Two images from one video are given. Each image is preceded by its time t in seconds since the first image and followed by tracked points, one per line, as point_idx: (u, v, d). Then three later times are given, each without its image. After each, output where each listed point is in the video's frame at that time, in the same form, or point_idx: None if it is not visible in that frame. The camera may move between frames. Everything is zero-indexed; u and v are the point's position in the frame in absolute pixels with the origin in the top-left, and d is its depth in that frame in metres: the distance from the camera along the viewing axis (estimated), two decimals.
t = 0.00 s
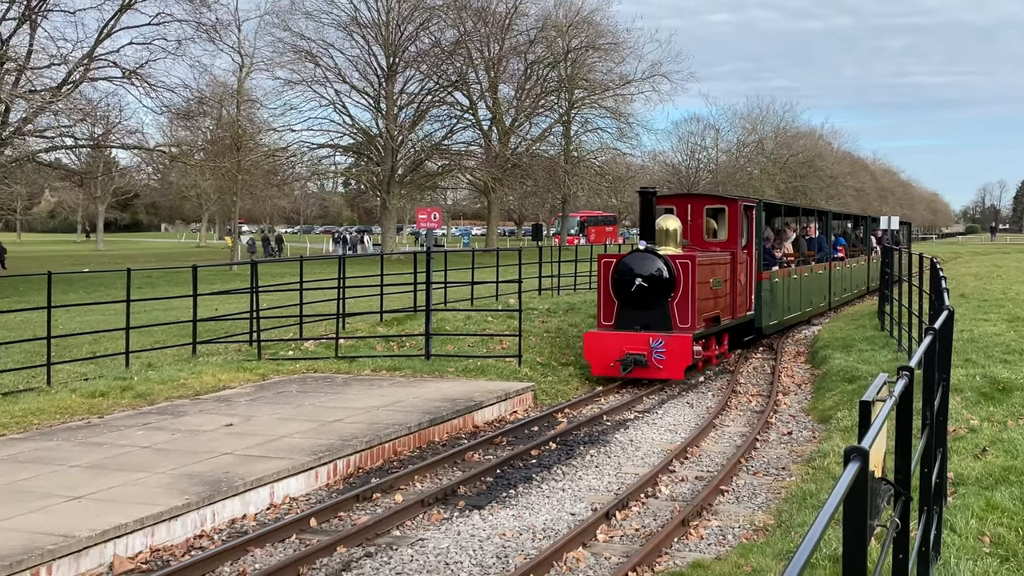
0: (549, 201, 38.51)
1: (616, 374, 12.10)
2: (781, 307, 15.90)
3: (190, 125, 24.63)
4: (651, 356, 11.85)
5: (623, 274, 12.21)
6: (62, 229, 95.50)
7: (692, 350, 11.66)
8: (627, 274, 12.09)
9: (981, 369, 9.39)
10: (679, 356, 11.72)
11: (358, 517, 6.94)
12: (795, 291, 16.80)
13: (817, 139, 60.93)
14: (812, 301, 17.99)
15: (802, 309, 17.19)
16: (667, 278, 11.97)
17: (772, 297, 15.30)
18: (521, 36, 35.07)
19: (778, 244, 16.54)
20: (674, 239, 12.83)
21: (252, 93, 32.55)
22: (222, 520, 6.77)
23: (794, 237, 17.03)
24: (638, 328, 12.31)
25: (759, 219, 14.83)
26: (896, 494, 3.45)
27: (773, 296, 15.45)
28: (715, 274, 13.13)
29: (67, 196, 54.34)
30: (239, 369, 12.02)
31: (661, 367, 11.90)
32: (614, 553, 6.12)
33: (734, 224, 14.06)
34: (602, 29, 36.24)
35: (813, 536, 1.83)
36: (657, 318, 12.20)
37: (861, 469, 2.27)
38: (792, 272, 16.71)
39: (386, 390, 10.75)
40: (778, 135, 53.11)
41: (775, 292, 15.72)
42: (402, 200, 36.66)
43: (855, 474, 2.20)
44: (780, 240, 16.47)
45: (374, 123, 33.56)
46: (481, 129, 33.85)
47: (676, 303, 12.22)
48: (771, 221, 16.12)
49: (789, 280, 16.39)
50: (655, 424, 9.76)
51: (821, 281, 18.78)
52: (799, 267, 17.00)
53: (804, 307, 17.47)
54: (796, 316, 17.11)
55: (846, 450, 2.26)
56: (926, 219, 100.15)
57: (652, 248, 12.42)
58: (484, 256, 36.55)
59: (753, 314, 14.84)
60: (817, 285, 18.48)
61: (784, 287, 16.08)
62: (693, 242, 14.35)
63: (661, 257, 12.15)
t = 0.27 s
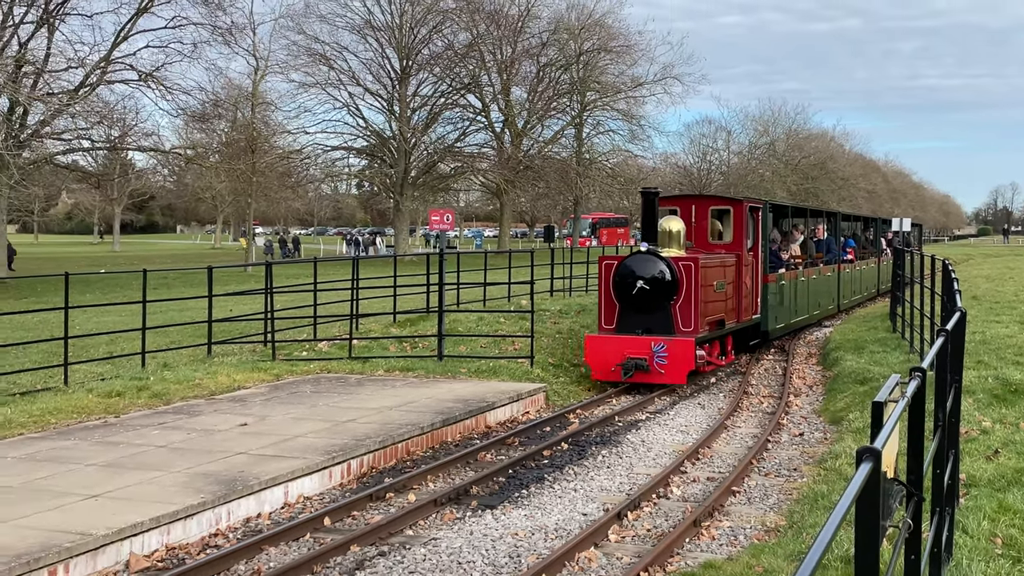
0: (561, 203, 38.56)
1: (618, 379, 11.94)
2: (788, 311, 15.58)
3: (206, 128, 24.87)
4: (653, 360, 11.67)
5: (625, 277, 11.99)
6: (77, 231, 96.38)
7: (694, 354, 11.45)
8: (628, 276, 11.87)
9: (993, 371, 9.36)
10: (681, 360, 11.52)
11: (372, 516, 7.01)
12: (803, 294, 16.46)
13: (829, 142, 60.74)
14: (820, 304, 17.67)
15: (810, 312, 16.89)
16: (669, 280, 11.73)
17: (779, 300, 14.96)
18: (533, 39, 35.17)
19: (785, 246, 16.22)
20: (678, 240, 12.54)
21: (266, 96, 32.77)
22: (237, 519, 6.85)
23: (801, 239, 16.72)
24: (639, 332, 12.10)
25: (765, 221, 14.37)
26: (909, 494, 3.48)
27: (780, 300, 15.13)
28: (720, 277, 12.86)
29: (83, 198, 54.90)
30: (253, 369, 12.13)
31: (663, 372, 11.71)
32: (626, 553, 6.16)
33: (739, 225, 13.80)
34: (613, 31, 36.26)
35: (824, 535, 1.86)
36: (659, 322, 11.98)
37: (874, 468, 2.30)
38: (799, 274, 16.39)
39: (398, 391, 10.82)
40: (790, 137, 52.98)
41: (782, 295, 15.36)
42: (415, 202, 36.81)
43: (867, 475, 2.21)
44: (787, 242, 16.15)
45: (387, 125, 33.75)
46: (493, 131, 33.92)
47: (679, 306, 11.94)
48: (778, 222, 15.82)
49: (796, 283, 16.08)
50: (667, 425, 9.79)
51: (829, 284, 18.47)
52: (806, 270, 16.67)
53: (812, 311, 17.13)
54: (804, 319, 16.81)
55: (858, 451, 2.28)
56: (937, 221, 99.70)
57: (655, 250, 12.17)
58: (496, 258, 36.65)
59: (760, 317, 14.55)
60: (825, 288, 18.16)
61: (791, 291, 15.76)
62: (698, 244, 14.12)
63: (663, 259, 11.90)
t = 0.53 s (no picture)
0: (573, 205, 38.59)
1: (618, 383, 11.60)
2: (795, 313, 15.15)
3: (221, 130, 25.10)
4: (654, 364, 11.33)
5: (627, 278, 11.72)
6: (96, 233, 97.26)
7: (697, 358, 11.12)
8: (630, 278, 11.60)
9: (1007, 372, 9.34)
10: (684, 364, 11.20)
11: (386, 515, 7.08)
12: (811, 296, 16.06)
13: (842, 143, 60.47)
14: (830, 306, 17.34)
15: (819, 315, 16.47)
16: (672, 282, 11.44)
17: (785, 302, 14.57)
18: (547, 41, 35.26)
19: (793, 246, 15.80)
20: (682, 241, 12.24)
21: (282, 98, 32.97)
22: (253, 517, 6.94)
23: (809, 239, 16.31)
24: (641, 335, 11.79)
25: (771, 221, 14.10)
26: (923, 493, 3.51)
27: (787, 302, 14.72)
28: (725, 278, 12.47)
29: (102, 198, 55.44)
30: (269, 369, 12.25)
31: (665, 376, 11.36)
32: (639, 552, 6.20)
33: (745, 226, 13.36)
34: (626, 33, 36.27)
35: (841, 533, 1.87)
36: (661, 325, 11.66)
37: (890, 467, 2.32)
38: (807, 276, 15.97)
39: (412, 390, 10.90)
40: (802, 138, 52.82)
41: (789, 297, 14.96)
42: (428, 203, 36.94)
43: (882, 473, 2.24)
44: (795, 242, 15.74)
45: (401, 127, 33.92)
46: (506, 133, 33.96)
47: (682, 310, 11.60)
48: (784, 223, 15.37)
49: (804, 285, 15.69)
50: (679, 425, 9.82)
51: (839, 286, 18.10)
52: (814, 271, 16.26)
53: (820, 313, 16.73)
54: (813, 322, 16.40)
55: (873, 449, 2.31)
56: (950, 223, 99.20)
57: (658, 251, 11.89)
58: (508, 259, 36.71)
59: (766, 320, 14.12)
60: (835, 290, 17.80)
61: (799, 292, 15.34)
62: (702, 245, 13.64)
63: (666, 261, 11.61)
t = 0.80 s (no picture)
0: (586, 206, 38.64)
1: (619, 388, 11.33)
2: (802, 317, 14.83)
3: (238, 131, 25.36)
4: (656, 369, 11.05)
5: (628, 281, 11.33)
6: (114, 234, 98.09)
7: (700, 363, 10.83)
8: (631, 280, 11.20)
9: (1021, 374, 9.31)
10: (686, 369, 10.92)
11: (401, 513, 7.15)
12: (819, 298, 15.72)
13: (854, 145, 60.26)
14: (840, 308, 17.06)
15: (828, 317, 16.14)
16: (675, 285, 11.07)
17: (792, 305, 14.25)
18: (559, 43, 35.22)
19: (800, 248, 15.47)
20: (686, 243, 11.92)
21: (298, 100, 33.17)
22: (270, 514, 7.02)
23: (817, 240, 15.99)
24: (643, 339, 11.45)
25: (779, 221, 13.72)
26: (938, 494, 3.53)
27: (793, 306, 14.39)
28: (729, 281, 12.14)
29: (119, 199, 55.97)
30: (285, 368, 12.36)
31: (667, 381, 11.08)
32: (652, 552, 6.25)
33: (752, 227, 12.95)
34: (639, 35, 36.26)
35: (855, 533, 1.82)
36: (664, 328, 11.32)
37: (904, 466, 2.26)
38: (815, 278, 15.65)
39: (427, 390, 10.97)
40: (815, 140, 52.65)
41: (796, 299, 14.62)
42: (442, 204, 37.09)
43: (898, 471, 2.20)
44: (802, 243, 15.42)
45: (416, 129, 34.11)
46: (520, 134, 34.01)
47: (685, 312, 11.27)
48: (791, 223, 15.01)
49: (812, 287, 15.37)
50: (693, 426, 9.84)
51: (849, 287, 17.76)
52: (823, 272, 15.92)
53: (829, 315, 16.40)
54: (821, 324, 16.05)
55: (888, 448, 2.26)
56: (963, 224, 98.64)
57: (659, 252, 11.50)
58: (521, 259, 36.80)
59: (772, 323, 13.82)
60: (845, 291, 17.49)
61: (806, 295, 15.01)
62: (707, 246, 13.27)
63: (669, 262, 11.22)
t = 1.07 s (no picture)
0: (600, 207, 38.68)
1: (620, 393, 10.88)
2: (811, 319, 14.31)
3: (254, 133, 25.60)
4: (658, 373, 10.61)
5: (629, 283, 10.84)
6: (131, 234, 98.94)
7: (704, 368, 10.39)
8: (633, 282, 10.73)
9: None
10: (689, 374, 10.44)
11: (416, 512, 7.22)
12: (829, 301, 15.27)
13: (868, 146, 60.05)
14: (850, 311, 16.65)
15: (837, 320, 15.68)
16: (678, 286, 10.58)
17: (801, 308, 13.76)
18: (573, 45, 34.96)
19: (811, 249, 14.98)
20: (690, 244, 11.17)
21: (313, 102, 33.37)
22: (287, 513, 7.10)
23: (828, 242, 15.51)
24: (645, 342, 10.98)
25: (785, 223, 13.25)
26: (953, 494, 3.54)
27: (802, 308, 13.87)
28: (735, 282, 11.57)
29: (137, 199, 56.50)
30: (301, 368, 12.46)
31: (669, 386, 10.62)
32: (666, 551, 6.28)
33: (759, 228, 12.33)
34: (653, 37, 36.20)
35: (873, 534, 1.83)
36: (667, 331, 10.84)
37: (921, 466, 2.26)
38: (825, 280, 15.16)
39: (441, 390, 11.04)
40: (829, 141, 52.54)
41: (805, 303, 14.13)
42: (457, 206, 37.20)
43: (914, 470, 2.21)
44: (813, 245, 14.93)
45: (430, 130, 34.31)
46: (534, 136, 34.05)
47: (688, 315, 10.76)
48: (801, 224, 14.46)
49: (821, 289, 14.91)
50: (706, 426, 9.85)
51: (859, 289, 17.36)
52: (833, 275, 15.48)
53: (839, 319, 15.97)
54: (831, 328, 15.59)
55: (904, 446, 2.28)
56: (977, 225, 98.08)
57: (661, 252, 11.00)
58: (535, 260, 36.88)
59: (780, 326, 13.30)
60: (855, 294, 17.07)
61: (815, 297, 14.51)
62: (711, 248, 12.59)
63: (672, 263, 10.72)
